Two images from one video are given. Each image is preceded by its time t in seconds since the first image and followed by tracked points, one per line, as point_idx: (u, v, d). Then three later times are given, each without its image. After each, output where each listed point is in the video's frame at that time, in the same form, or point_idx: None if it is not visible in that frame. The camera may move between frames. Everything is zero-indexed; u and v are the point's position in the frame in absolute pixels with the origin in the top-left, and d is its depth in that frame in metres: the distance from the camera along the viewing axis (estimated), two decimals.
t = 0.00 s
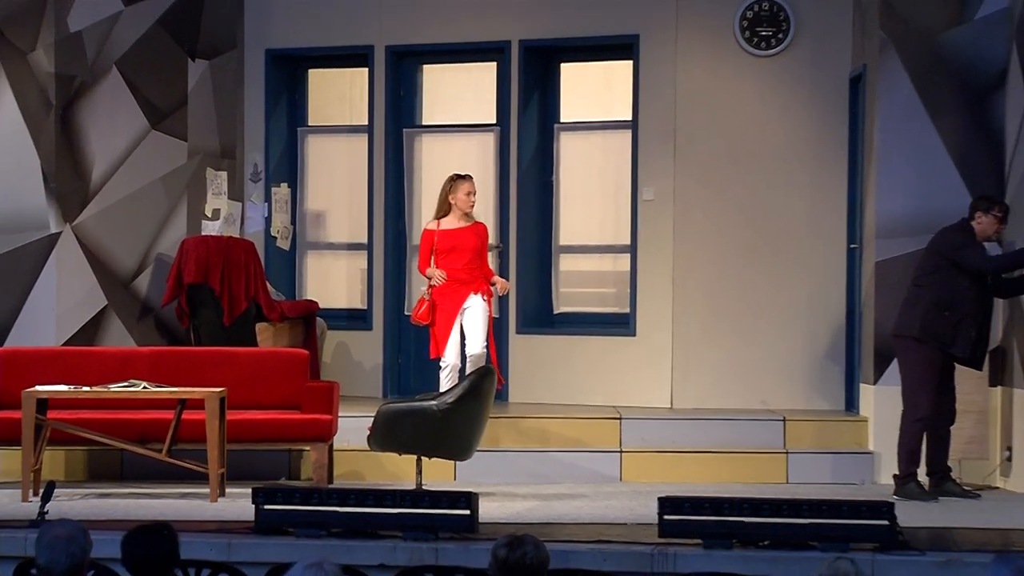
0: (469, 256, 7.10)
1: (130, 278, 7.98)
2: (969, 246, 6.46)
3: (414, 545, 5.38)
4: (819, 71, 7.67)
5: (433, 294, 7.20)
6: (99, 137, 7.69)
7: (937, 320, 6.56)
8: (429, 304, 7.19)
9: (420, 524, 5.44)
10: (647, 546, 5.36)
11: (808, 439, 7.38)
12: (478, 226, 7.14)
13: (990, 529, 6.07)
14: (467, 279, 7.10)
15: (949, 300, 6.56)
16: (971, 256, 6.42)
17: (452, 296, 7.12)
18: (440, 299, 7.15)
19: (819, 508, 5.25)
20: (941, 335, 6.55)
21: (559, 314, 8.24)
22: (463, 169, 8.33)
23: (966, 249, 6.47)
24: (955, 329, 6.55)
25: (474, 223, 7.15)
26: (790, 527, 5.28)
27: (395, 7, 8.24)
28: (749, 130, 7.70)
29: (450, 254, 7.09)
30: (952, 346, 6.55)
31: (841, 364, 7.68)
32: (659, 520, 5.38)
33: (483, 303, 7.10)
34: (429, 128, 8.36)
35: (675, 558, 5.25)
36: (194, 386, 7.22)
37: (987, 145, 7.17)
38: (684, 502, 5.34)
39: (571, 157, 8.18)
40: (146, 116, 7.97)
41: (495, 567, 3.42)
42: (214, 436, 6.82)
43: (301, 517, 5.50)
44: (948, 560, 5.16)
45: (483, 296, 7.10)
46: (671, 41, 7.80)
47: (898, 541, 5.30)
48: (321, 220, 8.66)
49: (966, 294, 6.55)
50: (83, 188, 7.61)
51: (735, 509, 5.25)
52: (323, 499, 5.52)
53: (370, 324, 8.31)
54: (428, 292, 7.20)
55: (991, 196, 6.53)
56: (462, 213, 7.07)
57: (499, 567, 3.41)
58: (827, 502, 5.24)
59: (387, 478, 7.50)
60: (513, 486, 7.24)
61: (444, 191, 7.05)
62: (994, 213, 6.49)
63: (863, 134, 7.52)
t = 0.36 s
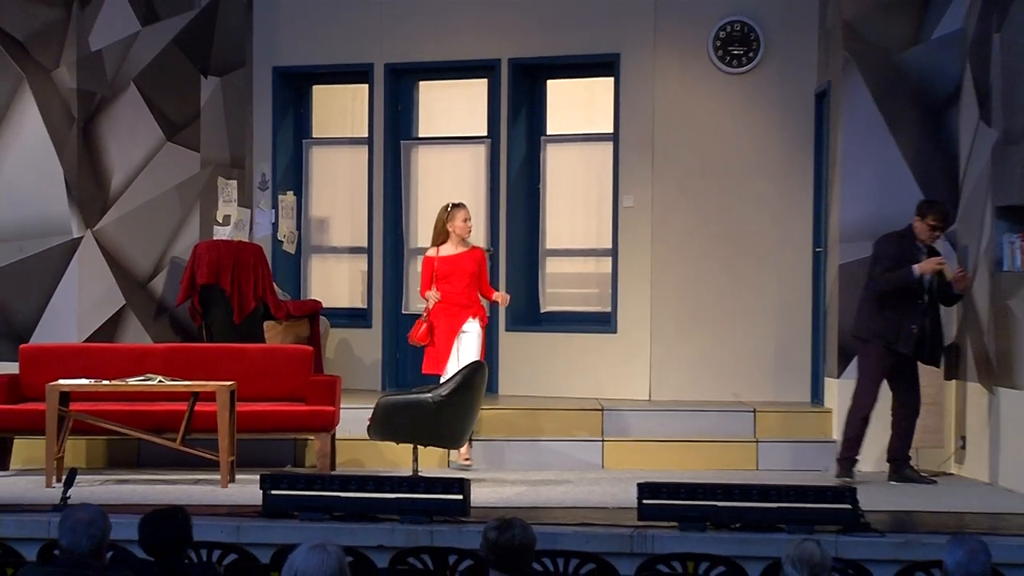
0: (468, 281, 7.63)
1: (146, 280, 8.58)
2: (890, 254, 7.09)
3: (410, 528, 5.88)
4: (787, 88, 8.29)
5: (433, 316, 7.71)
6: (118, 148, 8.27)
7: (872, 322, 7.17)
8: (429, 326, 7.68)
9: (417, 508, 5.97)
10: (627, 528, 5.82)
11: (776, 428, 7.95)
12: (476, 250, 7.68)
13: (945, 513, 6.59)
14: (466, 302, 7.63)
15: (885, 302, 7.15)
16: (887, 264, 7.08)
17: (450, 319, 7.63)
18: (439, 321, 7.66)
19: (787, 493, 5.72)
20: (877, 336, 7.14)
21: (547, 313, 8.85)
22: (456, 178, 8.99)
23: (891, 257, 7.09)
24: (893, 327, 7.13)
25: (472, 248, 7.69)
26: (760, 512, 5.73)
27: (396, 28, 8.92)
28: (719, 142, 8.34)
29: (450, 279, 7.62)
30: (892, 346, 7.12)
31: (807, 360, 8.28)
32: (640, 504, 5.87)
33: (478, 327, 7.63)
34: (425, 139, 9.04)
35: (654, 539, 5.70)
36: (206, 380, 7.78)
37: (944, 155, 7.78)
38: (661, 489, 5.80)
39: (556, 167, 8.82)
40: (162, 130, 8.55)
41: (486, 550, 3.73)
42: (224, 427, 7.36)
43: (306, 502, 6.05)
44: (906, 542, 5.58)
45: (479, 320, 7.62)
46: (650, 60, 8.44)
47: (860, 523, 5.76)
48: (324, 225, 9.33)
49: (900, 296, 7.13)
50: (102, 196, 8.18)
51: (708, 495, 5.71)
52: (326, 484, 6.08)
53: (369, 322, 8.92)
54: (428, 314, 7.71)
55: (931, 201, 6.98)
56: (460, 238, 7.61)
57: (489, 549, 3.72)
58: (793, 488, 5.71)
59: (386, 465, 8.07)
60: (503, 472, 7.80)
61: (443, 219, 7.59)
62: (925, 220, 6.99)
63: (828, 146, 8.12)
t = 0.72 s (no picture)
0: (472, 289, 8.04)
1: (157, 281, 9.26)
2: (805, 265, 7.41)
3: (405, 514, 6.37)
4: (758, 101, 8.87)
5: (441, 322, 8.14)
6: (129, 156, 9.09)
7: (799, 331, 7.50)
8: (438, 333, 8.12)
9: (410, 495, 6.43)
10: (608, 515, 6.25)
11: (748, 420, 8.47)
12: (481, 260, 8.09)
13: (909, 500, 6.79)
14: (470, 311, 8.04)
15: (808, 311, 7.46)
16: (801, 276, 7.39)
17: (457, 325, 8.06)
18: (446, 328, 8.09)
19: (759, 481, 6.17)
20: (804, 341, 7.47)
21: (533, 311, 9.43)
22: (448, 186, 9.55)
23: (806, 266, 7.41)
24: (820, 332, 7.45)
25: (477, 258, 8.11)
26: (728, 499, 6.18)
27: (392, 45, 9.48)
28: (693, 152, 8.94)
29: (455, 287, 8.03)
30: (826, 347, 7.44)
31: (777, 355, 8.85)
32: (619, 492, 6.28)
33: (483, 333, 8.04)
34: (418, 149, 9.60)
35: (633, 525, 6.12)
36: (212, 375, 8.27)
37: (906, 163, 8.35)
38: (639, 477, 6.25)
39: (542, 175, 9.40)
40: (171, 140, 9.30)
41: (475, 534, 4.00)
42: (229, 419, 7.83)
43: (307, 489, 6.52)
44: (870, 526, 6.01)
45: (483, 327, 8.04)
46: (629, 75, 9.04)
47: (828, 510, 6.19)
48: (324, 230, 9.85)
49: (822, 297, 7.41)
50: (115, 201, 9.03)
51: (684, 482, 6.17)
52: (325, 474, 6.54)
53: (366, 320, 9.51)
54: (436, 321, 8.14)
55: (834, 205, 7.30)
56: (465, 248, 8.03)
57: (478, 534, 3.99)
58: (763, 476, 6.17)
59: (381, 455, 8.59)
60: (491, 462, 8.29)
61: (445, 231, 8.05)
62: (830, 224, 7.32)
63: (796, 155, 8.67)
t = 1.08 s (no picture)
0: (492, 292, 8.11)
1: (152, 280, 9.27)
2: (775, 273, 7.40)
3: (400, 514, 6.35)
4: (753, 101, 8.89)
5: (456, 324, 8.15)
6: (125, 157, 9.08)
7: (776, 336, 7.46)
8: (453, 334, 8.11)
9: (406, 495, 6.44)
10: (604, 515, 6.24)
11: (742, 420, 8.48)
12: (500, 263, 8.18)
13: (902, 500, 6.78)
14: (489, 313, 8.07)
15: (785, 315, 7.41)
16: (772, 284, 7.37)
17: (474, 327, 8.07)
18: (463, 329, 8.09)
19: (754, 481, 6.17)
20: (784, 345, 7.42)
21: (529, 310, 9.41)
22: (444, 185, 9.56)
23: (775, 273, 7.41)
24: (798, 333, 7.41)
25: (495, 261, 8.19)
26: (724, 498, 6.17)
27: (387, 45, 9.50)
28: (687, 152, 8.97)
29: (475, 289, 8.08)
30: (808, 347, 7.41)
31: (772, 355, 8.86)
32: (615, 492, 6.29)
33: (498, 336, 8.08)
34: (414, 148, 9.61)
35: (628, 525, 6.12)
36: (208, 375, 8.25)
37: (900, 163, 8.34)
38: (635, 477, 6.26)
39: (537, 175, 9.40)
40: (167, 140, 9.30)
41: (471, 534, 3.99)
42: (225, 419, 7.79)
43: (301, 489, 6.51)
44: (866, 526, 6.01)
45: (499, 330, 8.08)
46: (624, 75, 9.06)
47: (824, 510, 6.18)
48: (319, 229, 9.85)
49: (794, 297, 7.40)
50: (110, 202, 9.01)
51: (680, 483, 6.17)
52: (321, 473, 6.53)
53: (362, 320, 9.55)
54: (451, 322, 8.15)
55: (791, 206, 7.26)
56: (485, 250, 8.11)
57: (475, 534, 3.98)
58: (760, 476, 6.16)
59: (377, 454, 8.58)
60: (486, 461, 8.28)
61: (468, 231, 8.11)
62: (791, 224, 7.29)
63: (790, 154, 8.69)
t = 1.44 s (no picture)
0: (516, 290, 8.05)
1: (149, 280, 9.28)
2: (771, 273, 7.39)
3: (396, 514, 6.35)
4: (749, 101, 8.90)
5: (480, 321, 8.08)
6: (121, 157, 9.09)
7: (775, 336, 7.44)
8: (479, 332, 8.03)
9: (402, 495, 6.43)
10: (600, 515, 6.25)
11: (738, 420, 8.48)
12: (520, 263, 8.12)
13: (898, 500, 6.79)
14: (516, 312, 8.03)
15: (784, 315, 7.40)
16: (768, 284, 7.37)
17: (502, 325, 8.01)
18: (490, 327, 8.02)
19: (751, 482, 6.16)
20: (783, 344, 7.41)
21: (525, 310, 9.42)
22: (441, 186, 9.57)
23: (771, 273, 7.40)
24: (797, 332, 7.41)
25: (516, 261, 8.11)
26: (720, 498, 6.17)
27: (384, 45, 9.50)
28: (683, 152, 8.98)
29: (502, 287, 8.00)
30: (808, 346, 7.40)
31: (768, 355, 8.87)
32: (611, 492, 6.28)
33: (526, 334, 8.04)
34: (410, 148, 9.62)
35: (625, 525, 6.12)
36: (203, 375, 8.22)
37: (896, 164, 8.34)
38: (631, 477, 6.26)
39: (533, 175, 9.40)
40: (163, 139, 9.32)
41: (468, 534, 4.00)
42: (221, 419, 7.77)
43: (298, 489, 6.51)
44: (862, 526, 6.02)
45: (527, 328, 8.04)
46: (621, 75, 9.06)
47: (820, 510, 6.19)
48: (316, 229, 9.87)
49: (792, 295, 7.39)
50: (106, 202, 9.03)
51: (676, 483, 6.17)
52: (317, 473, 6.53)
53: (358, 320, 9.58)
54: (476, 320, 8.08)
55: (786, 206, 7.26)
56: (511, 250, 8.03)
57: (472, 534, 3.98)
58: (757, 476, 6.14)
59: (373, 454, 8.56)
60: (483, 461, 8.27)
61: (494, 232, 7.98)
62: (785, 224, 7.28)
63: (786, 155, 8.69)
